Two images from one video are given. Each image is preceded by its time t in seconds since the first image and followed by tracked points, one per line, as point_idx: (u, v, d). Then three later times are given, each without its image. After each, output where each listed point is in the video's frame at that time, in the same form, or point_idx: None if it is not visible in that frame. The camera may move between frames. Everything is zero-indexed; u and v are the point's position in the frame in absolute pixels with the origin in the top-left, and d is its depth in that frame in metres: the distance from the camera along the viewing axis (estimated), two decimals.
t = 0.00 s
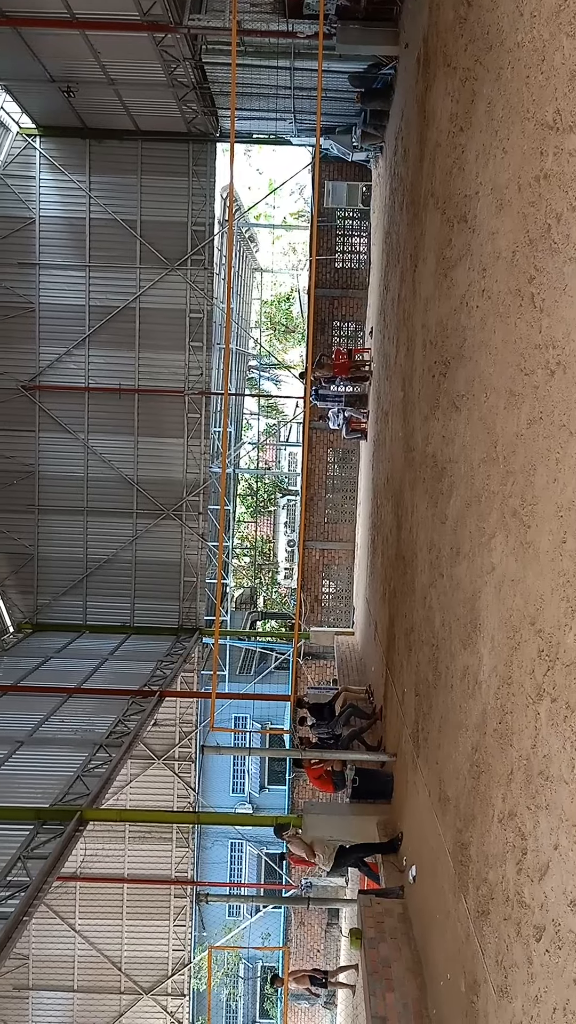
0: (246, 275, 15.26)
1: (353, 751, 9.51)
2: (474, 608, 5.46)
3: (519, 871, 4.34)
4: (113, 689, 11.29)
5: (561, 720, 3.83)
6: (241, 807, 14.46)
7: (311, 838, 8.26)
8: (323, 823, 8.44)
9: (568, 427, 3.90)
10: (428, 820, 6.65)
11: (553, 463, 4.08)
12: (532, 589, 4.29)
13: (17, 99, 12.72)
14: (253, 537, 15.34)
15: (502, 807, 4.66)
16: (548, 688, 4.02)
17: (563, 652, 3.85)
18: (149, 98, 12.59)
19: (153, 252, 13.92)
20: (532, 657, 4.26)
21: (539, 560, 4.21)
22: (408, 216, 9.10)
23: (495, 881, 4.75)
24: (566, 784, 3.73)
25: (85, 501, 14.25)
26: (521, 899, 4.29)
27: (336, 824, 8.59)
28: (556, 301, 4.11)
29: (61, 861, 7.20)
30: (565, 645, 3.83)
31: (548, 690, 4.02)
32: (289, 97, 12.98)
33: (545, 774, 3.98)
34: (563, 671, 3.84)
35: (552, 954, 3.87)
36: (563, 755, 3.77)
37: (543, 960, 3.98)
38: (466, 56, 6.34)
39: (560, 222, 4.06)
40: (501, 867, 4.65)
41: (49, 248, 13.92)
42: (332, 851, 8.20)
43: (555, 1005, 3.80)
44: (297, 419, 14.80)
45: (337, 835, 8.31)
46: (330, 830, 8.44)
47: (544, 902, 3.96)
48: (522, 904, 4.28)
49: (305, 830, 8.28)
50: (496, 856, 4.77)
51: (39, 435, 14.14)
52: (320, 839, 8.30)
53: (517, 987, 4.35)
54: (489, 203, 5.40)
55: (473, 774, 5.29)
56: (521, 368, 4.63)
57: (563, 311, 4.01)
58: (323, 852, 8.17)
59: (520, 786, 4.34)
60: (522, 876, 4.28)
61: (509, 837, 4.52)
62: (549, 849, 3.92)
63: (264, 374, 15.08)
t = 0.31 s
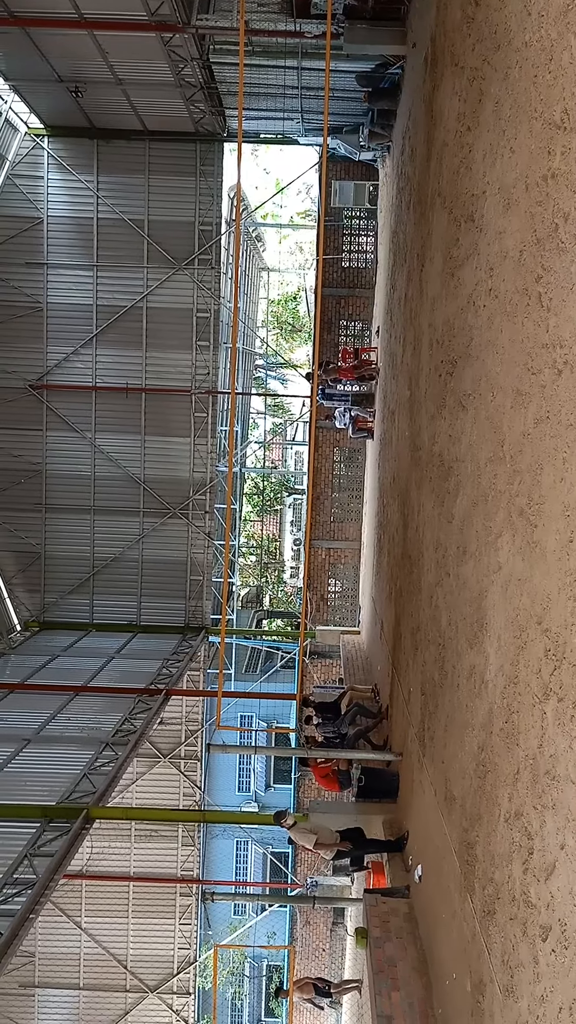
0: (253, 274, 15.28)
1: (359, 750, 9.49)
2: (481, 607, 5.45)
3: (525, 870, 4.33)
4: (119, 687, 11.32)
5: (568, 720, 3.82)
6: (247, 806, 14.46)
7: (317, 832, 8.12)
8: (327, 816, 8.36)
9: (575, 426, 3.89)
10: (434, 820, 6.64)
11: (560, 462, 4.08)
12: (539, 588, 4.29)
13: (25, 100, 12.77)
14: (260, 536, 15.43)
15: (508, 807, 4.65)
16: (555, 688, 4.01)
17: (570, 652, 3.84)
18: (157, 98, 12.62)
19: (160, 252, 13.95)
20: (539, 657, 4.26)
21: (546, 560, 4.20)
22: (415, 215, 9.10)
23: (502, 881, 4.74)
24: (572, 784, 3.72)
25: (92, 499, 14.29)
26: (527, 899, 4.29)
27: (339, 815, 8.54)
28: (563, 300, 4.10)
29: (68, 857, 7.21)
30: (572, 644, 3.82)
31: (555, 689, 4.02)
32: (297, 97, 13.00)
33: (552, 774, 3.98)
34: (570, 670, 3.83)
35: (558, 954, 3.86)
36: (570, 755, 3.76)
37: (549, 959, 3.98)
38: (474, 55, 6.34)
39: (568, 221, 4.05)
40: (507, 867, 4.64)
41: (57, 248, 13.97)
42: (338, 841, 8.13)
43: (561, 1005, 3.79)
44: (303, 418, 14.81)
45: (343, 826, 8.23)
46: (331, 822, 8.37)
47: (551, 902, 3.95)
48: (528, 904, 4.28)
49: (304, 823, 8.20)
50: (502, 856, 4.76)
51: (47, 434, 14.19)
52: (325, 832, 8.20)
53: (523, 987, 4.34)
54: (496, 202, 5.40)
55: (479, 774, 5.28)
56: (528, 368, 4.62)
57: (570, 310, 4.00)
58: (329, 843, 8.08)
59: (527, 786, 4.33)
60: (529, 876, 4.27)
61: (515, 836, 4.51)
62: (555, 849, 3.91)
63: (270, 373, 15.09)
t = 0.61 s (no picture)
0: (258, 274, 15.28)
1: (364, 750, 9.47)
2: (486, 607, 5.44)
3: (531, 871, 4.32)
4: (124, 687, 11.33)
5: (574, 721, 3.81)
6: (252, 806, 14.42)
7: (320, 832, 8.02)
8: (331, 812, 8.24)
9: None
10: (440, 820, 6.62)
11: (566, 462, 4.07)
12: (545, 588, 4.27)
13: (31, 100, 12.80)
14: (265, 536, 15.41)
15: (514, 807, 4.64)
16: (561, 688, 4.00)
17: None
18: (162, 98, 12.64)
19: (165, 252, 13.96)
20: (545, 657, 4.24)
21: (552, 560, 4.19)
22: (421, 215, 9.09)
23: (507, 882, 4.73)
24: None
25: (97, 499, 14.30)
26: (533, 900, 4.27)
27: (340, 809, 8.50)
28: (569, 299, 4.09)
29: (73, 857, 7.22)
30: None
31: (561, 689, 4.00)
32: (302, 97, 13.02)
33: (558, 775, 3.96)
34: None
35: (564, 955, 3.85)
36: None
37: (555, 960, 3.96)
38: (479, 55, 6.33)
39: (573, 220, 4.04)
40: (513, 868, 4.63)
41: (63, 248, 14.00)
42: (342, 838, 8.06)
43: (567, 1007, 3.78)
44: (308, 418, 14.80)
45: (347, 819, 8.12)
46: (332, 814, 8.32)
47: (557, 902, 3.94)
48: (534, 905, 4.26)
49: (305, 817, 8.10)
50: (508, 857, 4.75)
51: (52, 434, 14.21)
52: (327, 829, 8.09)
53: (529, 988, 4.32)
54: (502, 202, 5.39)
55: (485, 774, 5.27)
56: (534, 367, 4.61)
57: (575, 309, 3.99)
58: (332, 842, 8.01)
59: (533, 786, 4.32)
60: (535, 876, 4.25)
61: (521, 837, 4.50)
62: (561, 850, 3.89)
63: (276, 373, 15.08)
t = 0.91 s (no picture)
0: (261, 274, 15.28)
1: (367, 750, 9.47)
2: (489, 607, 5.44)
3: (534, 871, 4.32)
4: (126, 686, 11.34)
5: None
6: (255, 805, 14.48)
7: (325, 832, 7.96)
8: (334, 808, 8.20)
9: None
10: (442, 820, 6.62)
11: (569, 461, 4.06)
12: (548, 588, 4.27)
13: (34, 100, 12.80)
14: (268, 536, 15.41)
15: (516, 807, 4.63)
16: (564, 688, 4.00)
17: None
18: (164, 98, 12.64)
19: (168, 252, 13.97)
20: (548, 657, 4.24)
21: (555, 560, 4.19)
22: (423, 214, 9.08)
23: (510, 882, 4.72)
24: None
25: (100, 499, 14.31)
26: (536, 900, 4.27)
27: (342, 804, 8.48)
28: (571, 299, 4.09)
29: (76, 857, 7.23)
30: None
31: (563, 689, 4.00)
32: (304, 96, 13.01)
33: (561, 774, 3.96)
34: None
35: (567, 956, 3.84)
36: None
37: (558, 960, 3.96)
38: (481, 55, 6.32)
39: None
40: (516, 868, 4.62)
41: (65, 248, 14.01)
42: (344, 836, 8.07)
43: (570, 1007, 3.77)
44: (311, 417, 14.81)
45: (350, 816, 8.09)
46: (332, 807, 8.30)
47: (560, 902, 3.93)
48: (537, 905, 4.25)
49: (307, 815, 8.05)
50: (511, 856, 4.74)
51: (55, 434, 14.22)
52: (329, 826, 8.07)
53: (532, 988, 4.32)
54: (504, 201, 5.38)
55: (487, 774, 5.27)
56: (536, 367, 4.60)
57: None
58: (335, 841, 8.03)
59: (536, 786, 4.31)
60: (538, 876, 4.25)
61: (524, 837, 4.49)
62: (564, 850, 3.89)
63: (278, 373, 14.99)
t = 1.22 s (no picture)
0: (261, 274, 15.30)
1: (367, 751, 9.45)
2: (489, 607, 5.43)
3: (534, 872, 4.31)
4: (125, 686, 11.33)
5: None
6: (254, 806, 14.46)
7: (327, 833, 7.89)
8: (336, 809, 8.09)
9: None
10: (442, 820, 6.61)
11: (569, 462, 4.06)
12: (547, 588, 4.27)
13: (33, 100, 12.80)
14: (268, 536, 15.40)
15: (516, 808, 4.63)
16: (563, 689, 3.99)
17: None
18: (164, 98, 12.63)
19: (167, 252, 13.96)
20: (547, 657, 4.24)
21: (554, 560, 4.18)
22: (423, 215, 9.08)
23: (510, 882, 4.71)
24: None
25: (100, 500, 14.30)
26: (536, 900, 4.26)
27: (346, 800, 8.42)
28: (571, 299, 4.09)
29: (76, 858, 7.21)
30: None
31: (563, 690, 4.00)
32: (304, 97, 13.01)
33: (561, 775, 3.95)
34: None
35: (567, 956, 3.84)
36: None
37: (558, 961, 3.95)
38: (481, 55, 6.33)
39: None
40: (516, 868, 4.62)
41: (65, 248, 14.01)
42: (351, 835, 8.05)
43: (570, 1007, 3.77)
44: (311, 418, 14.82)
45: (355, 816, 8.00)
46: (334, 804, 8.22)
47: (560, 903, 3.93)
48: (537, 906, 4.25)
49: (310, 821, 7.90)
50: (510, 857, 4.73)
51: (54, 434, 14.20)
52: (334, 826, 8.03)
53: (532, 989, 4.31)
54: (504, 201, 5.38)
55: (487, 774, 5.27)
56: (536, 367, 4.60)
57: None
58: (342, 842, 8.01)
59: (536, 786, 4.31)
60: (538, 877, 4.24)
61: (524, 837, 4.48)
62: (564, 850, 3.88)
63: (278, 372, 15.01)
